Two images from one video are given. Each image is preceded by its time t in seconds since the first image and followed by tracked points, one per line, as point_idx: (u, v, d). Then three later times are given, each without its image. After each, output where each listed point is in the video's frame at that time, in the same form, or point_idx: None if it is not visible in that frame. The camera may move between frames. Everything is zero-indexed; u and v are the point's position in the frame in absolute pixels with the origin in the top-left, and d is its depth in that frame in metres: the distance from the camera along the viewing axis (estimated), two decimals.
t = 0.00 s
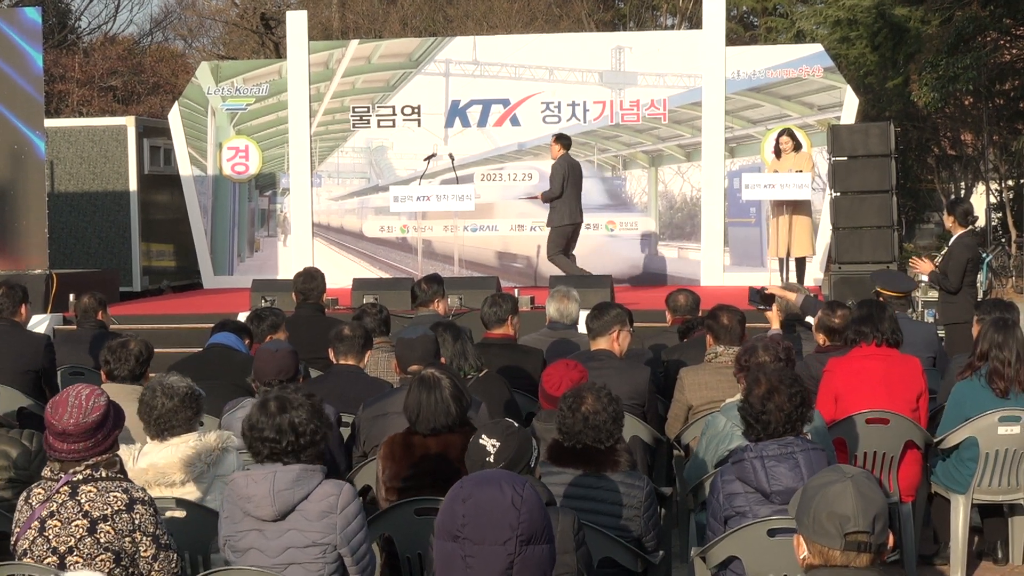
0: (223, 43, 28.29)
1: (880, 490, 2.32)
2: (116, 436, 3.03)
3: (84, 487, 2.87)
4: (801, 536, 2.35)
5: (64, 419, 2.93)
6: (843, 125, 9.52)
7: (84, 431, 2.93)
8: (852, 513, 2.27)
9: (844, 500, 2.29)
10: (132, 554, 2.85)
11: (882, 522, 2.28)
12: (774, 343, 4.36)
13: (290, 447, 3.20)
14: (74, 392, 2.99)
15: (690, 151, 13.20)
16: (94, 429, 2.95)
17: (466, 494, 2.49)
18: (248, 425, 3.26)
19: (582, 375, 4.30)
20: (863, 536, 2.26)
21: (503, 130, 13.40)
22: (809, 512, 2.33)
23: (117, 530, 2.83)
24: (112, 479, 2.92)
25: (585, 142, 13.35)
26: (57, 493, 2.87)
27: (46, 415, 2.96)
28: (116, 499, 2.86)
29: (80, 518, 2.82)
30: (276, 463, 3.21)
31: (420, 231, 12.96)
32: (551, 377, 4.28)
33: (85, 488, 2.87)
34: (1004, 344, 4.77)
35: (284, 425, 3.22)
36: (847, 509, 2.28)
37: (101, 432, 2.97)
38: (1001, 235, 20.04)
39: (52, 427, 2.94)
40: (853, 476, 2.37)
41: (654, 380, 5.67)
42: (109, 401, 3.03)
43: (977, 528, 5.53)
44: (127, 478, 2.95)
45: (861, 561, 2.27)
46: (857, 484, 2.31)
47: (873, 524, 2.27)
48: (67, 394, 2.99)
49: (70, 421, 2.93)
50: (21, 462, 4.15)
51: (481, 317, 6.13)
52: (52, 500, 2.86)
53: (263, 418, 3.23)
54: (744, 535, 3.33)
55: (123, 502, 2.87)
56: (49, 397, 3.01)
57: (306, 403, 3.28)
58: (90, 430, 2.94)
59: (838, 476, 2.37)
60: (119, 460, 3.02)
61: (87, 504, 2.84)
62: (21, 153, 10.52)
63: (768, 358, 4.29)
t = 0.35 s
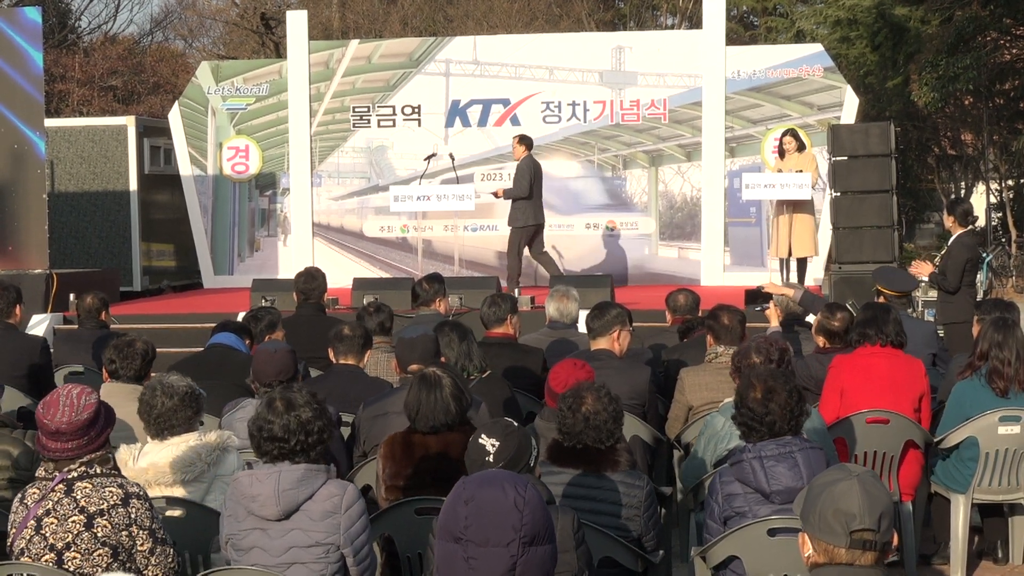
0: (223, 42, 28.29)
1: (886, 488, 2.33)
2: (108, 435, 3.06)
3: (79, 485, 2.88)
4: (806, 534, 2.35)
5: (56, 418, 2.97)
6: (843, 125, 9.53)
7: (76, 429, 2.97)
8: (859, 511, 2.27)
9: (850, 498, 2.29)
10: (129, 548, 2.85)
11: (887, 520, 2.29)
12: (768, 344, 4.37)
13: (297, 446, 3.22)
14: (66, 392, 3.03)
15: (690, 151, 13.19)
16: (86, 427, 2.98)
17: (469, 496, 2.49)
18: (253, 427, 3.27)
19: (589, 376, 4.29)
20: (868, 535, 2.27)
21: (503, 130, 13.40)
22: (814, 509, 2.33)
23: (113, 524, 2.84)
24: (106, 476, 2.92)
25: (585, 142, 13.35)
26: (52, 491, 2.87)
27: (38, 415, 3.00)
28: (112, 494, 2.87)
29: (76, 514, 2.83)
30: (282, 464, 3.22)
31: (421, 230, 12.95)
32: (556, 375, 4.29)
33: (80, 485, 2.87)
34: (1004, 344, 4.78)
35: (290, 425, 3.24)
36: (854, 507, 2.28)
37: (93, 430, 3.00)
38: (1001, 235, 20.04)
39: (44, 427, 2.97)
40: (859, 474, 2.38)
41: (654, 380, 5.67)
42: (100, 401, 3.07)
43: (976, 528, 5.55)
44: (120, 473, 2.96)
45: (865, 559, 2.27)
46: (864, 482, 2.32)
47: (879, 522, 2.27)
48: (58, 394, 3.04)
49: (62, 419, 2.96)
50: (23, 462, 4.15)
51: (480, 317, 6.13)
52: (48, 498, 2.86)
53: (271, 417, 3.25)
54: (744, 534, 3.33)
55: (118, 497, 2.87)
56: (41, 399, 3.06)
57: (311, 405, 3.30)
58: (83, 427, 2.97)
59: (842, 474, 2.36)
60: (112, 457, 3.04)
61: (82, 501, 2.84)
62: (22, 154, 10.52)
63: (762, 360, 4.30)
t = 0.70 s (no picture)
0: (222, 42, 28.31)
1: (882, 487, 2.33)
2: (100, 434, 3.06)
3: (75, 483, 2.89)
4: (802, 532, 2.36)
5: (50, 418, 2.97)
6: (843, 126, 9.53)
7: (70, 428, 2.98)
8: (855, 510, 2.28)
9: (847, 497, 2.29)
10: (127, 545, 2.85)
11: (883, 519, 2.29)
12: (765, 346, 4.37)
13: (289, 445, 3.22)
14: (58, 393, 3.04)
15: (691, 151, 13.21)
16: (80, 425, 2.99)
17: (468, 495, 2.50)
18: (248, 427, 3.28)
19: (593, 376, 4.32)
20: (865, 534, 2.27)
21: (503, 130, 13.40)
22: (812, 508, 2.33)
23: (111, 521, 2.84)
24: (102, 474, 2.94)
25: (585, 142, 13.35)
26: (49, 490, 2.88)
27: (32, 417, 3.01)
28: (109, 491, 2.88)
29: (74, 512, 2.84)
30: (276, 464, 3.23)
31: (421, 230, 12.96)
32: (557, 375, 4.32)
33: (77, 483, 2.89)
34: (1004, 344, 4.78)
35: (283, 424, 3.24)
36: (851, 507, 2.28)
37: (87, 428, 3.01)
38: (1001, 235, 20.03)
39: (38, 428, 2.98)
40: (856, 473, 2.38)
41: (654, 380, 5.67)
42: (93, 401, 3.08)
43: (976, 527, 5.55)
44: (115, 472, 2.98)
45: (862, 558, 2.28)
46: (860, 481, 2.32)
47: (875, 521, 2.27)
48: (50, 395, 3.05)
49: (56, 418, 2.97)
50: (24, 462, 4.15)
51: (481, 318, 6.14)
52: (44, 498, 2.87)
53: (263, 417, 3.27)
54: (745, 535, 3.33)
55: (115, 494, 2.88)
56: (34, 402, 3.07)
57: (303, 403, 3.31)
58: (77, 426, 2.99)
59: (840, 473, 2.37)
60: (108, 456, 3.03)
61: (80, 498, 2.85)
62: (22, 155, 10.53)
63: (758, 361, 4.30)
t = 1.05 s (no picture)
0: (222, 42, 28.32)
1: (883, 487, 2.32)
2: (100, 435, 3.03)
3: (75, 483, 2.88)
4: (803, 532, 2.35)
5: (49, 418, 2.93)
6: (843, 126, 9.53)
7: (70, 427, 2.94)
8: (856, 511, 2.27)
9: (848, 497, 2.29)
10: (128, 544, 2.85)
11: (884, 520, 2.29)
12: (764, 346, 4.37)
13: (280, 444, 3.21)
14: (57, 393, 3.00)
15: (690, 152, 13.21)
16: (80, 425, 2.96)
17: (466, 495, 2.49)
18: (241, 426, 3.26)
19: (597, 377, 4.33)
20: (867, 535, 2.27)
21: (503, 130, 13.40)
22: (813, 508, 2.33)
23: (112, 520, 2.84)
24: (103, 473, 2.94)
25: (585, 143, 13.34)
26: (49, 489, 2.87)
27: (30, 417, 2.97)
28: (109, 490, 2.88)
29: (74, 511, 2.83)
30: (269, 464, 3.22)
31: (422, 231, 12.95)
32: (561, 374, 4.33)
33: (77, 483, 2.88)
34: (1004, 345, 4.77)
35: (275, 423, 3.24)
36: (852, 507, 2.28)
37: (87, 428, 2.97)
38: (1002, 236, 20.03)
39: (37, 429, 2.94)
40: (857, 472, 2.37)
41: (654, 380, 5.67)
42: (92, 401, 3.04)
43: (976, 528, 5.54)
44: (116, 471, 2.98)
45: (862, 559, 2.28)
46: (862, 481, 2.31)
47: (877, 522, 2.27)
48: (49, 395, 3.01)
49: (56, 419, 2.93)
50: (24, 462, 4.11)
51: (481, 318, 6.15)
52: (44, 497, 2.86)
53: (253, 417, 3.26)
54: (745, 535, 3.32)
55: (116, 493, 2.88)
56: (32, 402, 3.03)
57: (294, 402, 3.31)
58: (77, 425, 2.95)
59: (842, 473, 2.36)
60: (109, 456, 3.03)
61: (81, 497, 2.85)
62: (22, 155, 10.52)
63: (758, 361, 4.30)
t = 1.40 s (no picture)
0: (223, 50, 28.28)
1: (890, 500, 2.29)
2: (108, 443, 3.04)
3: (83, 491, 2.85)
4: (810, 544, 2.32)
5: (59, 426, 2.96)
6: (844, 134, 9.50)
7: (79, 436, 2.95)
8: (863, 525, 2.24)
9: (855, 511, 2.26)
10: (132, 555, 2.82)
11: (891, 533, 2.25)
12: (767, 355, 4.35)
13: (287, 453, 3.19)
14: (67, 400, 3.02)
15: (691, 159, 13.18)
16: (89, 433, 2.97)
17: (466, 504, 2.46)
18: (248, 435, 3.25)
19: (600, 386, 4.31)
20: (874, 548, 2.24)
21: (504, 137, 13.37)
22: (820, 521, 2.30)
23: (117, 530, 2.81)
24: (110, 482, 2.91)
25: (586, 150, 13.32)
26: (56, 497, 2.84)
27: (40, 424, 2.99)
28: (115, 499, 2.84)
29: (80, 519, 2.80)
30: (277, 471, 3.19)
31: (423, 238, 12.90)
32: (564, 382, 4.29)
33: (84, 491, 2.85)
34: (1006, 353, 4.75)
35: (284, 432, 3.21)
36: (859, 521, 2.25)
37: (95, 437, 2.99)
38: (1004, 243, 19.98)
39: (46, 435, 2.96)
40: (863, 485, 2.34)
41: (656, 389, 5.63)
42: (101, 409, 3.06)
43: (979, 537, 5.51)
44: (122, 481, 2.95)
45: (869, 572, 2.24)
46: (868, 494, 2.28)
47: (884, 536, 2.24)
48: (59, 402, 3.03)
49: (65, 426, 2.95)
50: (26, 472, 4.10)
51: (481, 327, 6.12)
52: (51, 504, 2.83)
53: (261, 424, 3.24)
54: (746, 545, 3.30)
55: (122, 502, 2.85)
56: (42, 409, 3.05)
57: (302, 412, 3.30)
58: (86, 434, 2.96)
59: (849, 485, 2.33)
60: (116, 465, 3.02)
61: (87, 506, 2.82)
62: (20, 161, 10.49)
63: (761, 370, 4.27)
